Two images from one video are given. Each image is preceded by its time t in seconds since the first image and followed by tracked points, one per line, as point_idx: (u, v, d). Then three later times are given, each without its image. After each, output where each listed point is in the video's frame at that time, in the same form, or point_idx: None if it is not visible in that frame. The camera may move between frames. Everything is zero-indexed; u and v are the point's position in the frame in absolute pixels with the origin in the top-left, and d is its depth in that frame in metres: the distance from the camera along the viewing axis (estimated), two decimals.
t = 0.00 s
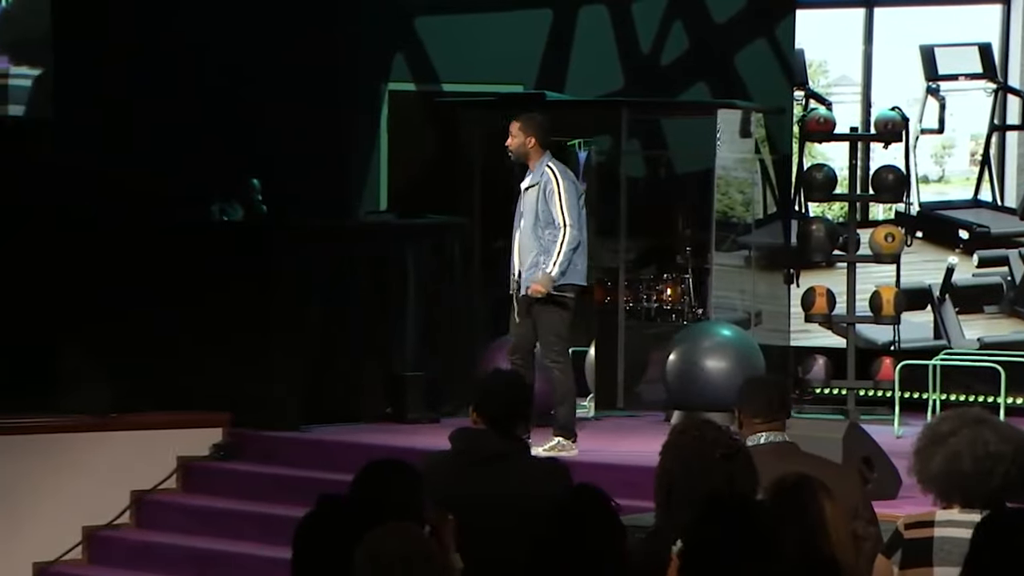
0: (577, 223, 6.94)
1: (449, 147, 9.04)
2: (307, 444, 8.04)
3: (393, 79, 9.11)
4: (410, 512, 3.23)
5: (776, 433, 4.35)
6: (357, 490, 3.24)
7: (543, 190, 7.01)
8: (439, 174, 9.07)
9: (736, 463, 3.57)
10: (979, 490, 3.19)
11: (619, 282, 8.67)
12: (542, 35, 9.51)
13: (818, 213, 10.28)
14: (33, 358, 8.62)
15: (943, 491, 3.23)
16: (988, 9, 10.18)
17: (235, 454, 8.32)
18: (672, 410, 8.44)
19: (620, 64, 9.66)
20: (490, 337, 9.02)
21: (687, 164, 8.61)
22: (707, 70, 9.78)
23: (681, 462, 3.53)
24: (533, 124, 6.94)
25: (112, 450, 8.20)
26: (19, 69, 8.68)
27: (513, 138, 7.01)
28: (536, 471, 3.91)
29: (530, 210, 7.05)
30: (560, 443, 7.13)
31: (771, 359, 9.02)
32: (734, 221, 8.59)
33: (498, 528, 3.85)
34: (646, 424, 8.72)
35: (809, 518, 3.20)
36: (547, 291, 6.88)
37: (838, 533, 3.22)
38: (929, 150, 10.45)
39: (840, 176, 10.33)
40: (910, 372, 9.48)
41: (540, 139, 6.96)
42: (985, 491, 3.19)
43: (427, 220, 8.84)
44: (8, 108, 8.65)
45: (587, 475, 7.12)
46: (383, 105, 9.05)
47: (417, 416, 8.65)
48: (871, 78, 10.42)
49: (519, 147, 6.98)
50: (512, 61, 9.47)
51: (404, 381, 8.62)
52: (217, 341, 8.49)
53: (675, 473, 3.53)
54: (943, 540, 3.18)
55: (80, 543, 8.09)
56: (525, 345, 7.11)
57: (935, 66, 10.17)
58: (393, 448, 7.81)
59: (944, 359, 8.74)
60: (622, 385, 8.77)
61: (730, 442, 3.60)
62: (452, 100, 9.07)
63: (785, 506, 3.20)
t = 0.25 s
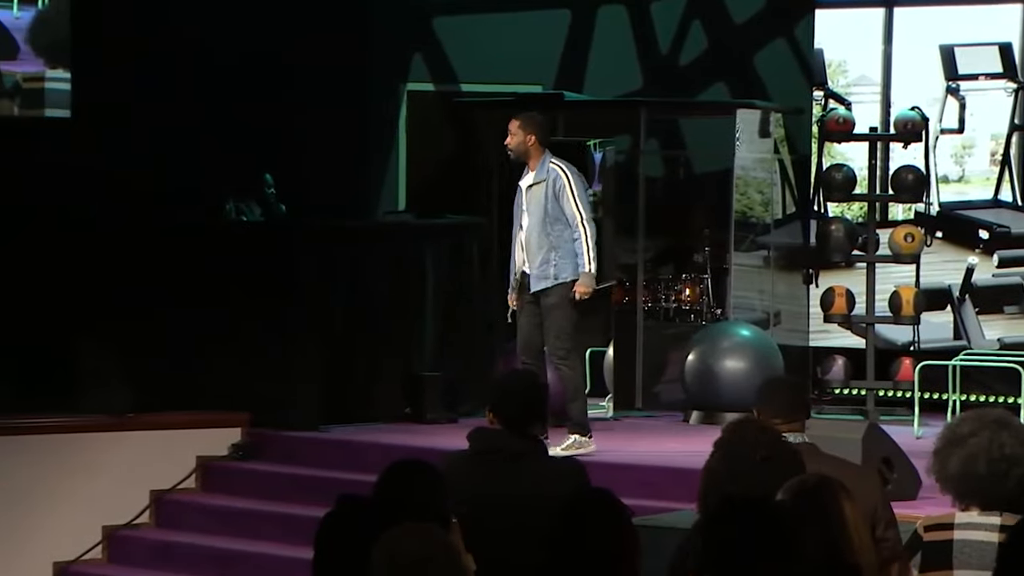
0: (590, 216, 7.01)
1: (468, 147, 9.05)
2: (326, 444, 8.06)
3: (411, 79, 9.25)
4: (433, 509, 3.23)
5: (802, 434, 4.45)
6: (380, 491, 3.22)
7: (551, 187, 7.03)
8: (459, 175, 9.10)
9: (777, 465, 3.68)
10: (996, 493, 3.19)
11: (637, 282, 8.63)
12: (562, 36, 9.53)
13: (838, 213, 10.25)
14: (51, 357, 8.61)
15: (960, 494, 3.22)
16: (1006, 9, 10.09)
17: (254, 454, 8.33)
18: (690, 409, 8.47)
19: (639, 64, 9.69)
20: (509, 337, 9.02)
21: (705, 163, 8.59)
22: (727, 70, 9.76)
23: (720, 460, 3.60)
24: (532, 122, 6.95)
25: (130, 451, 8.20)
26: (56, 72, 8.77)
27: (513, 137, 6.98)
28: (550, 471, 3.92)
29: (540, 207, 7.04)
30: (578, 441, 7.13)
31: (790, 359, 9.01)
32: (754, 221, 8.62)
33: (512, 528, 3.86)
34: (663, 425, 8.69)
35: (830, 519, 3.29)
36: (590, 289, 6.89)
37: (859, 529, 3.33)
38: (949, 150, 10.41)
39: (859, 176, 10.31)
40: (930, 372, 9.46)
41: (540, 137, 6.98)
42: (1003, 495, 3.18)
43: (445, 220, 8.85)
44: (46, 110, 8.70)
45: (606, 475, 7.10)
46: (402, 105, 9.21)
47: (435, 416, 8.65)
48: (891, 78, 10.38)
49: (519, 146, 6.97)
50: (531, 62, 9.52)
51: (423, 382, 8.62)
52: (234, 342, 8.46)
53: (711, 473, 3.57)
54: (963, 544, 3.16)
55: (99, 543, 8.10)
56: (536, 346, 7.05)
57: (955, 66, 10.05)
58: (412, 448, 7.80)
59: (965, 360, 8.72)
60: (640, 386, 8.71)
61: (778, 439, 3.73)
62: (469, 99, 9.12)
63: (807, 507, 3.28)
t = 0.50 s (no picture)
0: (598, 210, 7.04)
1: (474, 149, 9.07)
2: (330, 444, 8.06)
3: (416, 79, 9.29)
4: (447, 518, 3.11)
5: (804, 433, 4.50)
6: (381, 490, 3.21)
7: (558, 185, 7.03)
8: (465, 175, 9.11)
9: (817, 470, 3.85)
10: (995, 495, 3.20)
11: (643, 281, 8.60)
12: (568, 36, 9.57)
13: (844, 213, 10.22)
14: (54, 357, 8.59)
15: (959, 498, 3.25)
16: (1010, 9, 10.01)
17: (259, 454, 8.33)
18: (695, 409, 8.47)
19: (645, 64, 9.71)
20: (514, 337, 9.02)
21: (711, 163, 8.58)
22: (732, 70, 9.79)
23: (762, 459, 3.91)
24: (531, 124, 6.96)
25: (133, 453, 8.22)
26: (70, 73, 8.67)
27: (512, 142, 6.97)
28: (554, 471, 3.91)
29: (550, 208, 7.02)
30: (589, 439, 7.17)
31: (796, 360, 9.01)
32: (759, 221, 8.66)
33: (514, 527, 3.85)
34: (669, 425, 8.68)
35: (839, 521, 3.30)
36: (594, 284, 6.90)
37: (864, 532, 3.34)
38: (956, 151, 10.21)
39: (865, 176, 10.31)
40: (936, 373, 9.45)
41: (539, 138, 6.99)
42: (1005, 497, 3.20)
43: (451, 220, 8.86)
44: (59, 112, 8.61)
45: (613, 475, 7.10)
46: (407, 105, 9.24)
47: (440, 416, 8.65)
48: (897, 77, 10.32)
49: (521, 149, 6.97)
50: (537, 62, 9.56)
51: (428, 382, 8.61)
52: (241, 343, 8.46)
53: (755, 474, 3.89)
54: (968, 544, 3.14)
55: (105, 543, 8.13)
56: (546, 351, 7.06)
57: (961, 66, 10.07)
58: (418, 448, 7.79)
59: (972, 360, 8.71)
60: (645, 386, 8.67)
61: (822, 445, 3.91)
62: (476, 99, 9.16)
63: (813, 510, 3.29)
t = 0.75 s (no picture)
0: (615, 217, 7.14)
1: (472, 149, 9.08)
2: (328, 444, 8.06)
3: (416, 79, 9.58)
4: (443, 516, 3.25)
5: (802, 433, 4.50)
6: (379, 492, 3.27)
7: (583, 188, 7.06)
8: (465, 176, 9.14)
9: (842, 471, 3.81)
10: (993, 497, 3.19)
11: (642, 282, 8.61)
12: (567, 35, 9.69)
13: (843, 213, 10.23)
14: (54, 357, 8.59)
15: (955, 495, 3.23)
16: (1011, 9, 10.02)
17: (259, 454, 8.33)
18: (695, 409, 8.47)
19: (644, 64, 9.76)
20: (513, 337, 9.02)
21: (710, 164, 8.57)
22: (732, 70, 9.74)
23: (788, 461, 3.89)
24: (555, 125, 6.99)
25: (132, 454, 8.22)
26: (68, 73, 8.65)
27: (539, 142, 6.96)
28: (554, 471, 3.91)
29: (576, 209, 7.05)
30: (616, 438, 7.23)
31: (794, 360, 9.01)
32: (758, 221, 8.67)
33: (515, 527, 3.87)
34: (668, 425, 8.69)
35: (837, 521, 3.29)
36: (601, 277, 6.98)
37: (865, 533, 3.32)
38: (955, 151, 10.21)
39: (863, 175, 10.28)
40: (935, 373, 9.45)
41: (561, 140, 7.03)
42: (1003, 497, 3.18)
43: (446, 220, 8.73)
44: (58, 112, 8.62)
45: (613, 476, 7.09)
46: (406, 104, 9.56)
47: (439, 416, 8.66)
48: (896, 77, 10.34)
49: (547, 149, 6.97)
50: (537, 61, 9.70)
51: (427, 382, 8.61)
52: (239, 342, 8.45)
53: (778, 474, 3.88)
54: (965, 544, 3.15)
55: (104, 543, 8.13)
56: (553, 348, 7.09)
57: (960, 66, 10.09)
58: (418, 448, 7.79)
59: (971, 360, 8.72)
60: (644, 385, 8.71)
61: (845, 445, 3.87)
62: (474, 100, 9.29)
63: (812, 509, 3.27)
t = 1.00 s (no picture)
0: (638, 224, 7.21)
1: (466, 153, 9.17)
2: (320, 444, 8.05)
3: (407, 79, 9.63)
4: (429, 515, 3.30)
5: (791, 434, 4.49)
6: (370, 494, 3.31)
7: (619, 194, 7.11)
8: (457, 176, 9.20)
9: (840, 470, 3.82)
10: (982, 501, 3.17)
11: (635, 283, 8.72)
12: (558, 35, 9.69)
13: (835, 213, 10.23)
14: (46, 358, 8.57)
15: (943, 497, 3.21)
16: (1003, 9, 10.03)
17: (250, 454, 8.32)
18: (686, 408, 8.47)
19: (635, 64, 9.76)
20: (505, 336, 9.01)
21: (701, 164, 8.58)
22: (725, 70, 9.71)
23: (786, 461, 3.92)
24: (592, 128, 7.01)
25: (121, 454, 8.23)
26: (58, 73, 8.60)
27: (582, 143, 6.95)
28: (548, 472, 3.92)
29: (613, 215, 7.07)
30: (622, 441, 7.25)
31: (786, 359, 9.01)
32: (750, 220, 8.60)
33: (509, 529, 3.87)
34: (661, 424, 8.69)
35: (827, 519, 3.29)
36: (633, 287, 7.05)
37: (858, 533, 3.33)
38: (947, 150, 10.26)
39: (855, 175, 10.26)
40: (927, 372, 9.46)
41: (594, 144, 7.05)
42: (990, 501, 3.17)
43: (436, 219, 8.70)
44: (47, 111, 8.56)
45: (607, 476, 7.06)
46: (397, 104, 9.64)
47: (432, 417, 8.69)
48: (887, 78, 10.34)
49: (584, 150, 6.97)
50: (528, 61, 9.70)
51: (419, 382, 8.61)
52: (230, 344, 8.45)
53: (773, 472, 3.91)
54: (954, 544, 3.17)
55: (96, 543, 8.11)
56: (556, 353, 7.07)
57: (952, 66, 10.09)
58: (412, 447, 7.79)
59: (963, 359, 8.73)
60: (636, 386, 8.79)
61: (842, 442, 3.89)
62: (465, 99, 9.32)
63: (803, 508, 3.27)
